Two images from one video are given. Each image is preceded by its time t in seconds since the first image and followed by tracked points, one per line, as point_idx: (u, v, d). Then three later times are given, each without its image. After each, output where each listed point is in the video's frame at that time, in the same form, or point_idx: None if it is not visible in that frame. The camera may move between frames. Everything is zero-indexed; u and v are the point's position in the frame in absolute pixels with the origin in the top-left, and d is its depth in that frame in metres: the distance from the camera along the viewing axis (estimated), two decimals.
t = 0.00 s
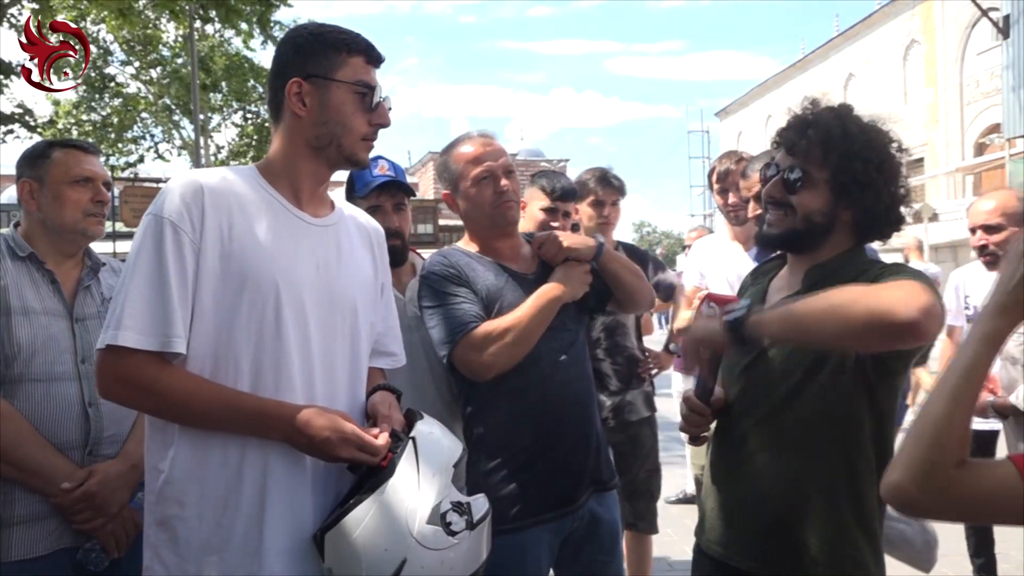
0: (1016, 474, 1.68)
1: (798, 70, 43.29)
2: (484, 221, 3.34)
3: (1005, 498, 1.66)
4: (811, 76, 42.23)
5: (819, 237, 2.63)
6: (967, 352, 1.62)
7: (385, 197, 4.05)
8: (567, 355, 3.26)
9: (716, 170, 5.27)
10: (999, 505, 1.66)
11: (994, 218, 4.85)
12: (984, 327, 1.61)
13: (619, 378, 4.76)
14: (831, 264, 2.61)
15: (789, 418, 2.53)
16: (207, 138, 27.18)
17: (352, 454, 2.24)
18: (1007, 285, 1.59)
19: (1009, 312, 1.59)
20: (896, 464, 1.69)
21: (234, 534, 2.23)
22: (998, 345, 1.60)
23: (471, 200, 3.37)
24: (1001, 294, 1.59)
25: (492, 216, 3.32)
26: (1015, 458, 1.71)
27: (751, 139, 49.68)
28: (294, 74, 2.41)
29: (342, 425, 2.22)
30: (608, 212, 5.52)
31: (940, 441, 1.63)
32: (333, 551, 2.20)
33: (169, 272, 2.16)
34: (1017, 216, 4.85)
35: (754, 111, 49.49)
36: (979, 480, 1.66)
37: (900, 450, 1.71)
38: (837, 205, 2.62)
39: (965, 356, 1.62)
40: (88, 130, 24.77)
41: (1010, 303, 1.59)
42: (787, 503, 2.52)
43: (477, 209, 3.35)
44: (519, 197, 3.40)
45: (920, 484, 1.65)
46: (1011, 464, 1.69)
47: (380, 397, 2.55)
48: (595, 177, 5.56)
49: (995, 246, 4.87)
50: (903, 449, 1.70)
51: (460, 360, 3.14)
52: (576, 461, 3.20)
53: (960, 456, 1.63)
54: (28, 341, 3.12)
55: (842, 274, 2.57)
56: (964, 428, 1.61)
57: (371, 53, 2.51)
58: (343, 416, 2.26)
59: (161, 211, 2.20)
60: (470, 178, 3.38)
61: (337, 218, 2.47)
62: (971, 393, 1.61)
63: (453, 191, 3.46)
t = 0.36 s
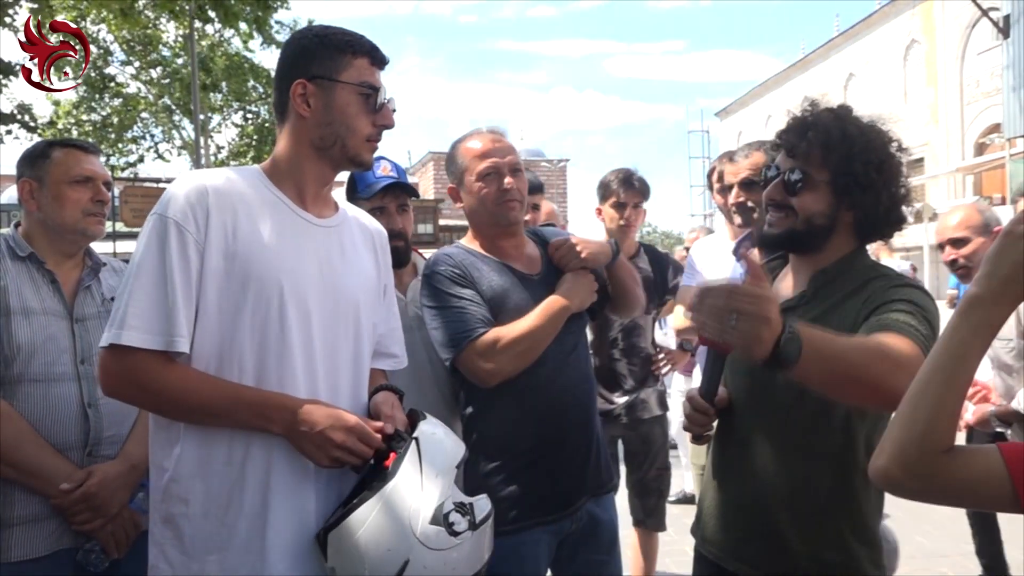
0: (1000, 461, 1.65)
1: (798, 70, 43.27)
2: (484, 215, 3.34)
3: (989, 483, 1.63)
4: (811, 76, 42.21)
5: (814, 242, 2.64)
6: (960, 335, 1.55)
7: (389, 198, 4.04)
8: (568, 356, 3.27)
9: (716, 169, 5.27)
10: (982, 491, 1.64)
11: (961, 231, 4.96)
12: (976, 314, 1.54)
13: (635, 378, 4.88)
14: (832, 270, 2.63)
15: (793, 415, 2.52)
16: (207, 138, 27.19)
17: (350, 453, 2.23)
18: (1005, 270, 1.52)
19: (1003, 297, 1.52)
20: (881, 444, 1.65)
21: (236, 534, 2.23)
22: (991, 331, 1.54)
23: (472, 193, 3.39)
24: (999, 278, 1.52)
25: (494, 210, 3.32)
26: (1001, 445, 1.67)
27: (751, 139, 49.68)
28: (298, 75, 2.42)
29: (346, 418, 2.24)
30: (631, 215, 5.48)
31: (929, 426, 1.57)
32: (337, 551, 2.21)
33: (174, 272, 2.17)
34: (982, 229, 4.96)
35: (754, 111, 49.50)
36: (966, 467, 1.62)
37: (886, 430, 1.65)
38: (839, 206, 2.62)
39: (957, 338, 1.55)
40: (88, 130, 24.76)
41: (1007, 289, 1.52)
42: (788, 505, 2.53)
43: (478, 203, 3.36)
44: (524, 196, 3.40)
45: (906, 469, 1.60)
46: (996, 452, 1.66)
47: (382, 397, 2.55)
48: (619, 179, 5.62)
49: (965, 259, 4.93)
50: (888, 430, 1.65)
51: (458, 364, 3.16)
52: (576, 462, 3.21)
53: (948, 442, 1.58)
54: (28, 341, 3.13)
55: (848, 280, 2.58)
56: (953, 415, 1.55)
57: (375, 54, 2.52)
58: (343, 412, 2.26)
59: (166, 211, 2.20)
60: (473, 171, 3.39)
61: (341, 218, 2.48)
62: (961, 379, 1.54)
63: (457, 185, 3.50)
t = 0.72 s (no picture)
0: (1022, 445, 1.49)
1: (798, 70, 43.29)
2: (485, 213, 3.35)
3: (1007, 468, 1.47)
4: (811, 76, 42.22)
5: (816, 244, 2.64)
6: (972, 300, 1.41)
7: (389, 198, 4.04)
8: (569, 356, 3.26)
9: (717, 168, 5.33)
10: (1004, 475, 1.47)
11: (952, 239, 4.98)
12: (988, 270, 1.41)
13: (632, 377, 4.91)
14: (834, 270, 2.61)
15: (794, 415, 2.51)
16: (207, 138, 27.19)
17: (346, 449, 2.22)
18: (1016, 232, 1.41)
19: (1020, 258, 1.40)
20: (891, 413, 1.48)
21: (238, 534, 2.23)
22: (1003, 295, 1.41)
23: (473, 190, 3.39)
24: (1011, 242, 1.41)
25: (495, 207, 3.33)
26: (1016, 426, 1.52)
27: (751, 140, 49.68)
28: (298, 76, 2.42)
29: (350, 416, 2.23)
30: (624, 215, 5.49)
31: (947, 394, 1.41)
32: (339, 550, 2.21)
33: (177, 273, 2.16)
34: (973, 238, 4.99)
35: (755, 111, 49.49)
36: (988, 445, 1.46)
37: (899, 400, 1.47)
38: (842, 203, 2.63)
39: (967, 305, 1.42)
40: (88, 130, 24.75)
41: None
42: (790, 508, 2.52)
43: (478, 201, 3.37)
44: (523, 191, 3.40)
45: (926, 441, 1.43)
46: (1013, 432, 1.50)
47: (382, 397, 2.55)
48: (612, 179, 5.65)
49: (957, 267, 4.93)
50: (901, 399, 1.47)
51: (458, 368, 3.18)
52: (579, 463, 3.21)
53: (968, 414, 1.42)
54: (30, 341, 3.13)
55: (850, 280, 2.56)
56: (969, 381, 1.40)
57: (377, 55, 2.52)
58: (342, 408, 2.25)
59: (168, 213, 2.20)
60: (473, 169, 3.40)
61: (342, 219, 2.48)
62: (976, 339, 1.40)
63: (456, 184, 3.51)
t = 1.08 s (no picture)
0: None
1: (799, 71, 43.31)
2: (507, 211, 3.32)
3: None
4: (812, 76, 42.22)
5: (817, 245, 2.64)
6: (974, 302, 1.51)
7: (393, 197, 4.10)
8: (570, 356, 3.27)
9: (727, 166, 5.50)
10: None
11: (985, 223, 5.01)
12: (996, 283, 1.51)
13: (627, 378, 4.86)
14: (834, 270, 2.61)
15: (801, 416, 2.52)
16: (207, 139, 27.20)
17: (340, 449, 2.22)
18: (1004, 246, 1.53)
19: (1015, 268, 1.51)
20: (915, 407, 1.49)
21: (235, 533, 2.23)
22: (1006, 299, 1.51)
23: (495, 187, 3.35)
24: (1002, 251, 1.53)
25: (516, 207, 3.32)
26: None
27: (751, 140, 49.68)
28: (299, 76, 2.42)
29: (346, 415, 2.24)
30: (605, 214, 5.84)
31: (962, 380, 1.45)
32: (337, 552, 2.21)
33: (174, 272, 2.16)
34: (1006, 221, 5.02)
35: (754, 111, 49.50)
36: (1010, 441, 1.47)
37: (915, 395, 1.50)
38: (841, 201, 2.62)
39: (972, 307, 1.51)
40: (89, 130, 24.77)
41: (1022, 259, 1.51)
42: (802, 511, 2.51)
43: (500, 198, 3.33)
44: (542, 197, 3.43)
45: (954, 427, 1.44)
46: None
47: (381, 398, 2.55)
48: (588, 180, 6.09)
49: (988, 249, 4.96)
50: (916, 396, 1.50)
51: (450, 374, 3.20)
52: (584, 463, 3.22)
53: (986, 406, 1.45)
54: (31, 341, 3.13)
55: (849, 281, 2.57)
56: (982, 371, 1.45)
57: (378, 56, 2.51)
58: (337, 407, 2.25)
59: (166, 212, 2.20)
60: (500, 167, 3.36)
61: (341, 219, 2.48)
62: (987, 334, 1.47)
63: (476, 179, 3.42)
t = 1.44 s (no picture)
0: (1018, 455, 1.65)
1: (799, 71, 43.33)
2: (528, 210, 3.34)
3: (1006, 476, 1.64)
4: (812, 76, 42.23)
5: (811, 244, 2.63)
6: (957, 324, 1.64)
7: (397, 197, 4.13)
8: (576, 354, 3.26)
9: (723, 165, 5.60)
10: (995, 483, 1.64)
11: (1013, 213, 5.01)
12: (972, 305, 1.64)
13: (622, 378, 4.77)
14: (830, 271, 2.60)
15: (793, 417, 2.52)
16: (207, 139, 27.21)
17: (332, 450, 2.21)
18: (986, 265, 1.65)
19: (998, 289, 1.64)
20: (887, 425, 1.66)
21: (234, 534, 2.22)
22: (989, 320, 1.64)
23: (519, 186, 3.37)
24: (985, 273, 1.65)
25: (535, 208, 3.34)
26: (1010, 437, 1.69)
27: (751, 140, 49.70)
28: (297, 75, 2.42)
29: (342, 418, 2.22)
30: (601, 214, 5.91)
31: (936, 402, 1.61)
32: (334, 551, 2.21)
33: (171, 272, 2.16)
34: None
35: (754, 111, 49.53)
36: (979, 453, 1.63)
37: (892, 409, 1.67)
38: (832, 202, 2.62)
39: (955, 324, 1.64)
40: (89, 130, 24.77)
41: (1002, 284, 1.64)
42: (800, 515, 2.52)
43: (523, 197, 3.35)
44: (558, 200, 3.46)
45: (921, 446, 1.60)
46: (1012, 445, 1.67)
47: (379, 398, 2.55)
48: (584, 181, 6.11)
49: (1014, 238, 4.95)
50: (893, 410, 1.67)
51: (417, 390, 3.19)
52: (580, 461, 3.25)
53: (957, 424, 1.61)
54: (33, 342, 3.12)
55: (842, 282, 2.55)
56: (955, 398, 1.61)
57: (375, 55, 2.51)
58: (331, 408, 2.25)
59: (163, 213, 2.19)
60: (525, 167, 3.40)
61: (338, 219, 2.47)
62: (962, 359, 1.61)
63: (499, 172, 3.41)
